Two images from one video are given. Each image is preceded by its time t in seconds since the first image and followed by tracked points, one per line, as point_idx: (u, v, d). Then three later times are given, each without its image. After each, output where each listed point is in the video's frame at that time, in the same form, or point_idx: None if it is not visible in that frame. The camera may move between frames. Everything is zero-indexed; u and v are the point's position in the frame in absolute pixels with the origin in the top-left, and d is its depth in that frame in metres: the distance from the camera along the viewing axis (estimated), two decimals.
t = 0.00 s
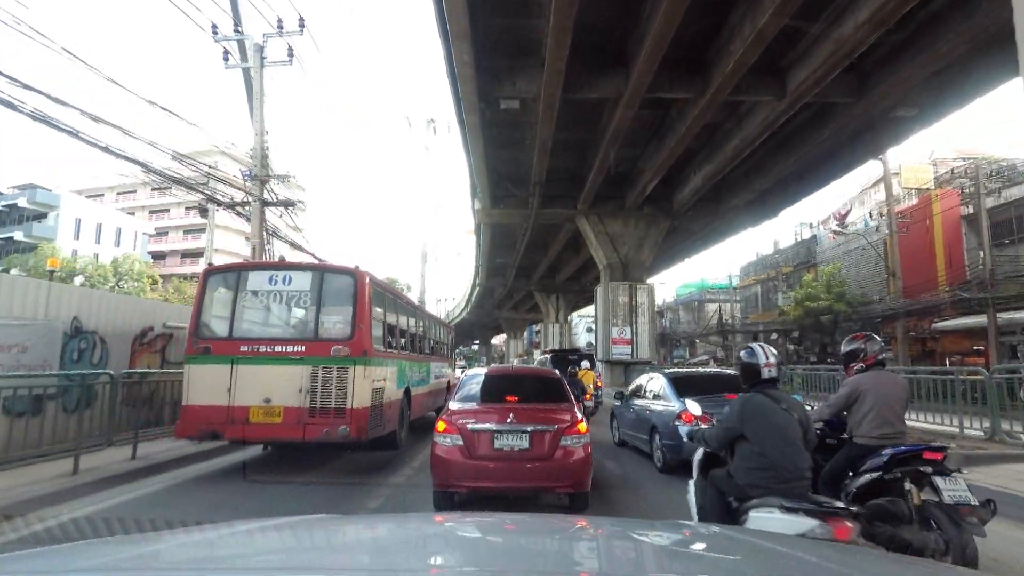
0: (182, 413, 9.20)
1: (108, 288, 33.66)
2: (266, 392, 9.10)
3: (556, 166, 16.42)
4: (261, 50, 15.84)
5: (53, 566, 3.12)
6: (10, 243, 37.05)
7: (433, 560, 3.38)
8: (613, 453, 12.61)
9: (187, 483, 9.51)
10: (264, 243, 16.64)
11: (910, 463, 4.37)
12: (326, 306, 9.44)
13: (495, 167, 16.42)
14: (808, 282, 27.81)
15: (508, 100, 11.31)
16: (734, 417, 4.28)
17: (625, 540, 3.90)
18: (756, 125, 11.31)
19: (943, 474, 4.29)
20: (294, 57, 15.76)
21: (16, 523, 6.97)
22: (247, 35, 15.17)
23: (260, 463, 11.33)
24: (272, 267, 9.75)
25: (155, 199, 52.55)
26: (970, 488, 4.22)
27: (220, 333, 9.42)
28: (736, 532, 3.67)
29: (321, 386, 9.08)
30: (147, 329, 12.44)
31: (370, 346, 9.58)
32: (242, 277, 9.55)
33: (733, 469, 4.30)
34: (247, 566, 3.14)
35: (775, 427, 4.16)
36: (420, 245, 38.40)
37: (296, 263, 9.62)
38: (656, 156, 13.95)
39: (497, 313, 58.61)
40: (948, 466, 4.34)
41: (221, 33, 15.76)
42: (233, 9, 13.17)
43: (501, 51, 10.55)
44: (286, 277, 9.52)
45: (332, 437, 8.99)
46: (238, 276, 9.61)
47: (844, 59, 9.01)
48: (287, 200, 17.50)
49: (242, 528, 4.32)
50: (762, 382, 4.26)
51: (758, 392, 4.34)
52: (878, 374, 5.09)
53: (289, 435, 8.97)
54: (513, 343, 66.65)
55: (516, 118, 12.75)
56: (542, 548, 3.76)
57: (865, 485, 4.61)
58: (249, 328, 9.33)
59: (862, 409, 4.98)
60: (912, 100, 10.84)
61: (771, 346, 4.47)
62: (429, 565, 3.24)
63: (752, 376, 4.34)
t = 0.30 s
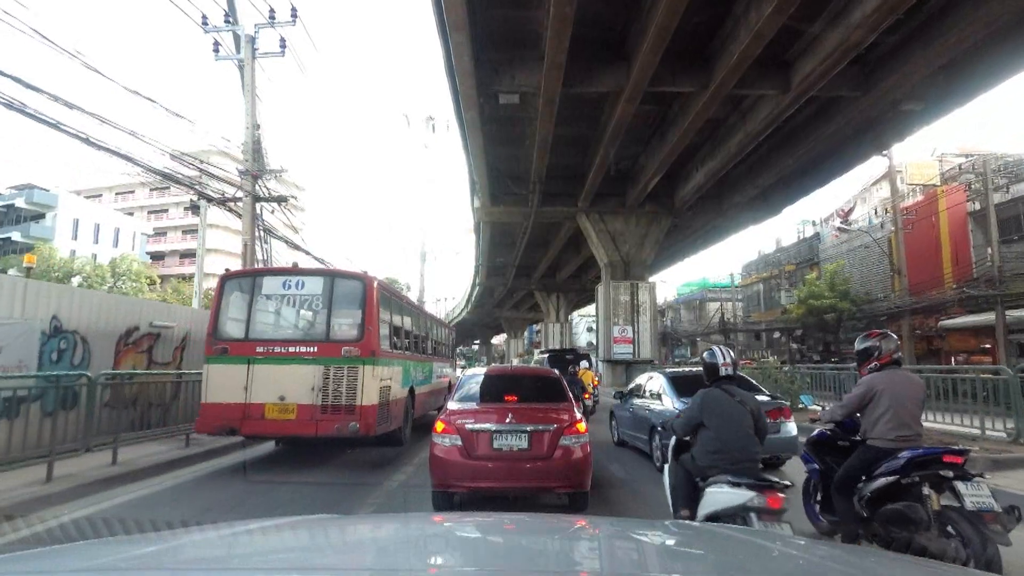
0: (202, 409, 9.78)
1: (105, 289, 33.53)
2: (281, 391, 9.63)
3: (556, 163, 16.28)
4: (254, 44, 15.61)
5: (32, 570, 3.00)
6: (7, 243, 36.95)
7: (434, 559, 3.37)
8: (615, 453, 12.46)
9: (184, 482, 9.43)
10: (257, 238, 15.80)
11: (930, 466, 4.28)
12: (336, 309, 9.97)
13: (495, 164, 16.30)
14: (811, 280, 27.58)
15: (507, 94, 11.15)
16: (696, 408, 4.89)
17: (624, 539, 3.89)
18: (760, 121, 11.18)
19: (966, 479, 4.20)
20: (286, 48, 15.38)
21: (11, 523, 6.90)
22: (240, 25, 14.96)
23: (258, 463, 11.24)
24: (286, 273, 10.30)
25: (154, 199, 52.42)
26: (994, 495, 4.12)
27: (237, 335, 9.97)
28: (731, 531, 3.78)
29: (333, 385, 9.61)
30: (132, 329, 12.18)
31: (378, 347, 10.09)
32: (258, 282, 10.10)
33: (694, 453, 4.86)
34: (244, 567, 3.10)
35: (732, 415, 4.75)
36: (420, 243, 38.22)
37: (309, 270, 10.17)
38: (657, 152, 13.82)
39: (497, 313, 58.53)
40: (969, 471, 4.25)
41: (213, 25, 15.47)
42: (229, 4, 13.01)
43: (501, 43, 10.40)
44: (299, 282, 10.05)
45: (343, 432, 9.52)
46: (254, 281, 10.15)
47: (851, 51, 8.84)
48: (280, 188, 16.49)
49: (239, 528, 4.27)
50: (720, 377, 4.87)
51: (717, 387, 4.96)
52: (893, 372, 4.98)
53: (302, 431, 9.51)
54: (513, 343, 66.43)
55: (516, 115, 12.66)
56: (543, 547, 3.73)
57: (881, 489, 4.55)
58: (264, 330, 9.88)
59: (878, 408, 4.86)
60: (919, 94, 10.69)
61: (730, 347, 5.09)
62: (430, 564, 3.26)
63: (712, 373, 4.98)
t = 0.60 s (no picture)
0: (219, 405, 10.37)
1: (103, 287, 33.37)
2: (294, 388, 10.26)
3: (558, 160, 16.17)
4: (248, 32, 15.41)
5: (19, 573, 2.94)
6: (5, 239, 36.90)
7: (433, 559, 3.41)
8: (616, 453, 12.33)
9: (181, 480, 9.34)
10: (249, 231, 15.11)
11: (950, 473, 4.23)
12: (346, 311, 10.59)
13: (495, 161, 16.19)
14: (815, 281, 27.35)
15: (508, 88, 10.99)
16: (669, 401, 5.79)
17: (630, 536, 3.99)
18: (765, 117, 11.02)
19: (989, 489, 4.11)
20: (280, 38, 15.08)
21: (4, 520, 6.83)
22: (234, 14, 14.77)
23: (256, 462, 11.15)
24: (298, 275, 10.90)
25: (153, 197, 52.26)
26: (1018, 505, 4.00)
27: (252, 334, 10.58)
28: (730, 533, 3.95)
29: (343, 382, 10.28)
30: (116, 326, 11.94)
31: (385, 347, 10.76)
32: (272, 284, 10.70)
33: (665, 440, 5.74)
34: (245, 566, 3.14)
35: (699, 409, 5.67)
36: (420, 241, 38.02)
37: (321, 272, 10.78)
38: (660, 149, 13.64)
39: (498, 312, 58.08)
40: (992, 480, 4.17)
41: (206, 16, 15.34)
42: None
43: (502, 36, 10.27)
44: (311, 285, 10.66)
45: (353, 426, 10.21)
46: (268, 284, 10.74)
47: (860, 44, 8.67)
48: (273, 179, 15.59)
49: (237, 527, 4.25)
50: (688, 377, 5.74)
51: (687, 383, 5.89)
52: (909, 375, 4.90)
53: (315, 425, 10.16)
54: (513, 343, 66.22)
55: (518, 111, 12.58)
56: (544, 547, 3.78)
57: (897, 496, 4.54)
58: (278, 330, 10.49)
59: (894, 412, 4.79)
60: (929, 88, 10.51)
61: (700, 350, 5.98)
62: (428, 563, 3.31)
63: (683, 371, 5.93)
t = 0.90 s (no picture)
0: (237, 403, 11.22)
1: (101, 286, 33.22)
2: (306, 386, 11.12)
3: (558, 158, 16.05)
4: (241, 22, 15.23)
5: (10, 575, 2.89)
6: (4, 239, 36.85)
7: (433, 559, 3.43)
8: (619, 454, 12.21)
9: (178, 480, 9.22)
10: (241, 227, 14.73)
11: (968, 477, 4.16)
12: (355, 314, 11.46)
13: (495, 159, 16.08)
14: (818, 280, 27.18)
15: (508, 83, 10.84)
16: (647, 397, 6.96)
17: (636, 532, 4.01)
18: (769, 111, 10.86)
19: (1009, 494, 4.01)
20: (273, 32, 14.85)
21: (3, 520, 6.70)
22: (227, 5, 14.58)
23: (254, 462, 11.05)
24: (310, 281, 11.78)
25: (152, 196, 52.08)
26: None
27: (267, 336, 11.46)
28: (725, 530, 4.02)
29: (352, 381, 11.15)
30: (101, 325, 11.80)
31: (391, 348, 11.62)
32: (285, 289, 11.58)
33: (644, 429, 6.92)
34: (248, 567, 3.13)
35: (672, 404, 6.84)
36: (419, 239, 37.85)
37: (330, 278, 11.67)
38: (662, 145, 13.48)
39: (499, 312, 57.92)
40: (1011, 484, 4.08)
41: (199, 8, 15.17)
42: None
43: (502, 30, 10.14)
44: (322, 289, 11.55)
45: (362, 423, 11.07)
46: (281, 288, 11.62)
47: (867, 37, 8.52)
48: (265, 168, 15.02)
49: (235, 527, 4.19)
50: (663, 377, 6.88)
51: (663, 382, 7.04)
52: (922, 374, 4.77)
53: (326, 422, 11.01)
54: (514, 343, 66.01)
55: (518, 107, 12.47)
56: (545, 546, 3.75)
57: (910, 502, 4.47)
58: (291, 332, 11.36)
59: (907, 413, 4.65)
60: (936, 82, 10.34)
61: (673, 352, 7.11)
62: (429, 563, 3.32)
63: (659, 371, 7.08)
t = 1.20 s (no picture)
0: (252, 400, 11.99)
1: (99, 285, 33.16)
2: (318, 384, 11.90)
3: (559, 155, 15.94)
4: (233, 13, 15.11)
5: None
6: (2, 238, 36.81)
7: (433, 559, 3.36)
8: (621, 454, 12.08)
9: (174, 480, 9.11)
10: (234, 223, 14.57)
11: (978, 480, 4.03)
12: (363, 315, 12.27)
13: (495, 156, 15.99)
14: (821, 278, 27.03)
15: (507, 77, 10.69)
16: (629, 392, 7.63)
17: (639, 532, 3.96)
18: (774, 106, 10.72)
19: None
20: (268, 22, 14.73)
21: None
22: None
23: (253, 461, 10.97)
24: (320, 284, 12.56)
25: (151, 195, 52.02)
26: None
27: (280, 336, 12.23)
28: (724, 530, 3.98)
29: (361, 379, 11.95)
30: (86, 322, 11.69)
31: (398, 347, 12.45)
32: (296, 291, 12.32)
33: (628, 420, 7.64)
34: (247, 566, 3.06)
35: (652, 398, 7.52)
36: (419, 237, 37.70)
37: (341, 282, 12.46)
38: (664, 142, 13.33)
39: (499, 310, 57.79)
40: None
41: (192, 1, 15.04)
42: None
43: (503, 24, 10.02)
44: (331, 292, 12.32)
45: (370, 418, 11.89)
46: (293, 291, 12.37)
47: (873, 29, 8.39)
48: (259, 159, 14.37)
49: (230, 527, 4.11)
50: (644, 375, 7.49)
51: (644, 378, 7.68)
52: (931, 373, 4.64)
53: (337, 417, 11.81)
54: (515, 342, 65.85)
55: (518, 103, 12.35)
56: (547, 547, 3.67)
57: (919, 505, 4.35)
58: (303, 333, 12.12)
59: (916, 413, 4.53)
60: (943, 76, 10.19)
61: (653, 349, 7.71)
62: (429, 563, 3.25)
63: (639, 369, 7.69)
